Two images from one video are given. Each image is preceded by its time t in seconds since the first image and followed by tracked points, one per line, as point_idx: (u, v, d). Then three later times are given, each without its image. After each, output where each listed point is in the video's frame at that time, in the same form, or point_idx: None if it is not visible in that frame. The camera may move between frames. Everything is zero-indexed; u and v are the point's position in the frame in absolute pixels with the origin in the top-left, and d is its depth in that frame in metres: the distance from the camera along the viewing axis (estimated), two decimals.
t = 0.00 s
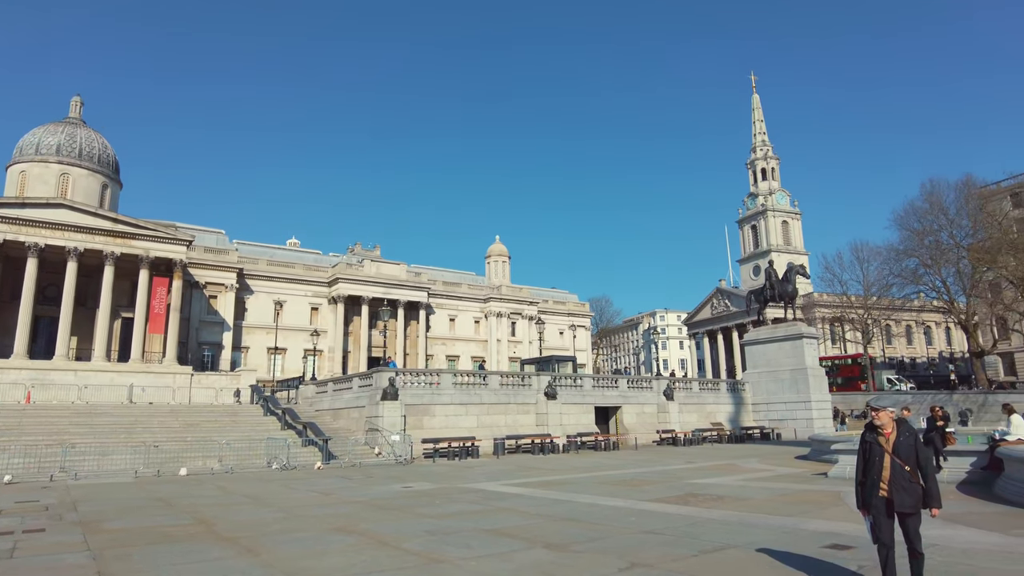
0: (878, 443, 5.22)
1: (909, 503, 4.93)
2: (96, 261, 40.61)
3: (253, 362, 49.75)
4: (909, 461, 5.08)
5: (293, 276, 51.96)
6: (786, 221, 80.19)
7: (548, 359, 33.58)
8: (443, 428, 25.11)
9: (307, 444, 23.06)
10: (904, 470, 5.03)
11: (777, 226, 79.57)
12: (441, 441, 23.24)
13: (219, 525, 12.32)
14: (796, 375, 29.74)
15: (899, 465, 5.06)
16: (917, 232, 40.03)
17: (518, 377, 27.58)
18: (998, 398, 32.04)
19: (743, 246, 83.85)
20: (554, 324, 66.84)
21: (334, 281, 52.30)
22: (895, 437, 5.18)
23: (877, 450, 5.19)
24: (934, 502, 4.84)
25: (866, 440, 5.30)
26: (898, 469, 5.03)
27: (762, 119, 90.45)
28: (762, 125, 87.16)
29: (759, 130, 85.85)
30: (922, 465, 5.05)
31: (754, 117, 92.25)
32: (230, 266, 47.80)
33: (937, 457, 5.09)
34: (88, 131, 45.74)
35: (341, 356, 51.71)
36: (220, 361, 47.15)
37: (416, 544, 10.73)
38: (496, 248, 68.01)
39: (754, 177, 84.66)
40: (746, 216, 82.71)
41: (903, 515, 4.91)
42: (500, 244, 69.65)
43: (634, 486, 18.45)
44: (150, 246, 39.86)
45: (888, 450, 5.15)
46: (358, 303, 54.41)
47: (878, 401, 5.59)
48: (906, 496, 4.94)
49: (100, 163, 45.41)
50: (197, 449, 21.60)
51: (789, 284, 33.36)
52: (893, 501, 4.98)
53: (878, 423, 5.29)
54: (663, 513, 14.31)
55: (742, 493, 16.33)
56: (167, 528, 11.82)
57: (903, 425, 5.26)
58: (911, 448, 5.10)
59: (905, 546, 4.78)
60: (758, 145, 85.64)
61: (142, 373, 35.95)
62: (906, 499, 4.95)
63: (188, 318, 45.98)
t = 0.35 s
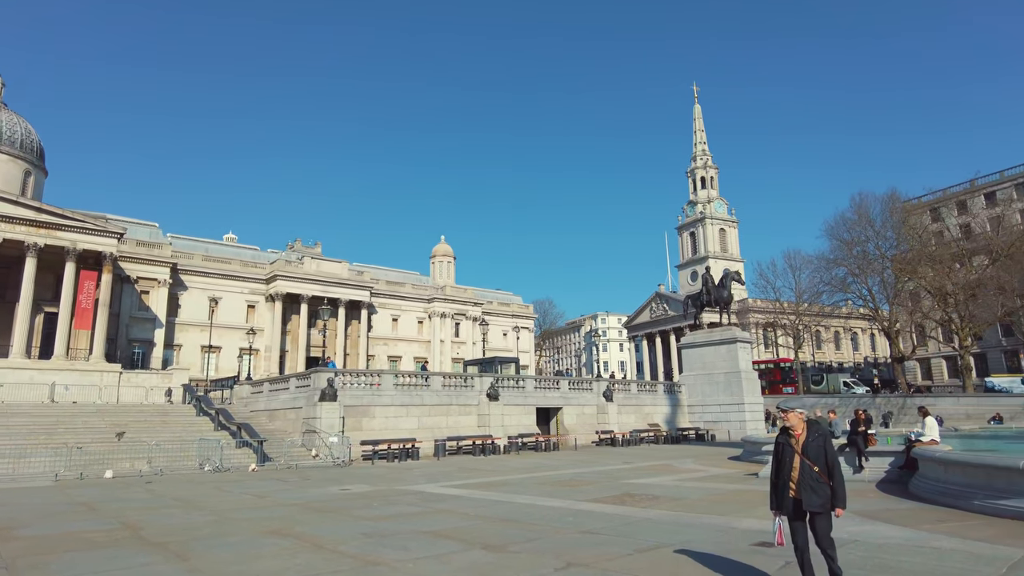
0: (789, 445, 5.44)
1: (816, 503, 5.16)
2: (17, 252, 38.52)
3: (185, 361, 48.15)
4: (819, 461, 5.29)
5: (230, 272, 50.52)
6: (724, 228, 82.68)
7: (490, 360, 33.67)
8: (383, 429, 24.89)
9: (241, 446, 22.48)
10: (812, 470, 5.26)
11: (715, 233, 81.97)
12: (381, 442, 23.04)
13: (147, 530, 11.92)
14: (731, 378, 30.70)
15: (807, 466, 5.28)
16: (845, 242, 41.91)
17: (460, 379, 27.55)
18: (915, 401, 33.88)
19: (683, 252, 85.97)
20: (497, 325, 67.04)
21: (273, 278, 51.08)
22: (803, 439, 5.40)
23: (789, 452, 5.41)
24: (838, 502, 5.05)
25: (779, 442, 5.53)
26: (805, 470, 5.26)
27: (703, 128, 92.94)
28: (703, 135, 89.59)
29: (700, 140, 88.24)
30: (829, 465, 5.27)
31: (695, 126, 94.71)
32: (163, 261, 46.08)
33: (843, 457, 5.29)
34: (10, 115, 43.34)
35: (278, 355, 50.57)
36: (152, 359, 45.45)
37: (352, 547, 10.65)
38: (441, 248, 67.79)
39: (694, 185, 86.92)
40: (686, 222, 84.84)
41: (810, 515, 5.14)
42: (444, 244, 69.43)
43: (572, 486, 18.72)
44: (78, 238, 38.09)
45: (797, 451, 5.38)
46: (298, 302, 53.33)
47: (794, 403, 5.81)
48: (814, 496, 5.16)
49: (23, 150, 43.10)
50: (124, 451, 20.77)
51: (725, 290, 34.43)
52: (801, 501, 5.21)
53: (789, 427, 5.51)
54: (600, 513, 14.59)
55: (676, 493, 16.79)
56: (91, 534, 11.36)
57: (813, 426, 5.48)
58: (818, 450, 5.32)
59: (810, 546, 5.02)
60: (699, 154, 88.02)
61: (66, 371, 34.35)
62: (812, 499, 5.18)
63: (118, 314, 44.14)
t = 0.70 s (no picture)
0: (709, 448, 5.62)
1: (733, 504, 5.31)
2: None
3: (115, 359, 46.25)
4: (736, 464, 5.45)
5: (166, 267, 48.81)
6: (666, 234, 84.56)
7: (433, 361, 33.53)
8: (323, 431, 24.49)
9: (173, 447, 21.74)
10: (730, 473, 5.42)
11: (657, 239, 83.75)
12: (320, 444, 22.66)
13: (69, 535, 11.40)
14: (669, 380, 31.37)
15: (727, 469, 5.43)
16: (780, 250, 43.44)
17: (403, 379, 27.34)
18: (843, 404, 35.33)
19: (627, 256, 87.49)
20: (442, 326, 66.77)
21: (210, 275, 49.54)
22: (722, 442, 5.55)
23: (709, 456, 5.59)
24: (752, 503, 5.16)
25: (701, 446, 5.72)
26: (724, 473, 5.42)
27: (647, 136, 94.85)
28: (647, 142, 91.45)
29: (644, 147, 89.98)
30: (748, 466, 5.42)
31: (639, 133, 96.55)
32: (93, 254, 44.08)
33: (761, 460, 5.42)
34: None
35: (214, 353, 49.13)
36: (79, 356, 43.46)
37: (289, 550, 10.46)
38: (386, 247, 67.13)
39: (638, 191, 88.57)
40: (630, 227, 86.37)
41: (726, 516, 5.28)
42: (389, 243, 68.75)
43: (513, 487, 18.84)
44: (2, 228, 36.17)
45: (717, 454, 5.56)
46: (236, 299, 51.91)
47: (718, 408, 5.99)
48: (731, 498, 5.31)
49: None
50: (47, 453, 19.81)
51: (665, 294, 35.21)
52: (719, 503, 5.36)
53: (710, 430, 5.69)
54: (540, 513, 14.74)
55: (615, 493, 17.10)
56: (7, 540, 10.80)
57: (732, 429, 5.64)
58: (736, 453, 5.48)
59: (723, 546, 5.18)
60: (643, 160, 89.76)
61: None
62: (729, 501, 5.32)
63: (42, 309, 42.04)
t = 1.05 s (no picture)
0: (635, 450, 5.42)
1: (656, 507, 5.12)
2: None
3: (42, 356, 44.12)
4: (660, 465, 5.24)
5: (98, 261, 46.87)
6: (612, 238, 85.98)
7: (379, 361, 33.22)
8: (262, 432, 23.97)
9: (103, 448, 20.90)
10: (654, 474, 5.21)
11: (604, 242, 85.04)
12: (260, 445, 22.15)
13: None
14: (613, 382, 31.87)
15: (650, 471, 5.22)
16: (721, 256, 44.69)
17: (347, 380, 27.00)
18: (779, 406, 36.62)
19: (574, 259, 88.49)
20: (388, 326, 66.16)
21: (147, 270, 47.78)
22: (646, 443, 5.34)
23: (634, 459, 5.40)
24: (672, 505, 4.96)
25: (629, 448, 5.51)
26: (647, 474, 5.21)
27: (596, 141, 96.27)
28: (596, 147, 92.79)
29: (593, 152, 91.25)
30: (673, 467, 5.19)
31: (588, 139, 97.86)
32: (20, 246, 41.93)
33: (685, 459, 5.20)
34: None
35: (150, 351, 47.45)
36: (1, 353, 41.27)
37: (226, 553, 10.23)
38: (331, 245, 66.13)
39: (586, 195, 89.72)
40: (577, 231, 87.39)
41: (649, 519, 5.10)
42: (336, 241, 67.74)
43: (457, 488, 18.84)
44: None
45: (643, 455, 5.34)
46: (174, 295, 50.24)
47: (648, 406, 5.77)
48: (654, 500, 5.11)
49: None
50: None
51: (611, 297, 35.83)
52: (642, 505, 5.18)
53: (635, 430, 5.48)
54: (484, 514, 14.79)
55: (558, 493, 17.29)
56: None
57: (657, 429, 5.41)
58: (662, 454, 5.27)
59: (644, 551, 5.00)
60: (592, 165, 91.01)
61: None
62: (652, 504, 5.13)
63: None
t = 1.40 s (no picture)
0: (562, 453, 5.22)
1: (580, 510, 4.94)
2: None
3: None
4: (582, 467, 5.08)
5: (32, 254, 44.85)
6: (565, 241, 86.76)
7: (327, 361, 32.75)
8: (205, 433, 23.34)
9: (34, 450, 20.02)
10: (580, 477, 5.01)
11: (556, 245, 85.70)
12: (202, 446, 21.55)
13: None
14: (563, 383, 32.07)
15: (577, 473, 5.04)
16: (671, 261, 45.53)
17: (293, 380, 26.51)
18: (724, 408, 37.51)
19: (527, 261, 88.87)
20: (337, 325, 65.21)
21: (85, 264, 45.92)
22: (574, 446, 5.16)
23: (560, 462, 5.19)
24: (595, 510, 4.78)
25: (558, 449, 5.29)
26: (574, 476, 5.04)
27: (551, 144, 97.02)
28: (550, 150, 93.51)
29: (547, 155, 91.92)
30: (599, 469, 5.00)
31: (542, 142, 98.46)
32: None
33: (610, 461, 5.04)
34: None
35: (87, 348, 45.64)
36: None
37: (164, 558, 9.93)
38: (280, 242, 64.82)
39: (539, 197, 90.24)
40: (531, 232, 87.81)
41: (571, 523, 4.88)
42: (285, 238, 66.42)
43: (405, 489, 18.69)
44: None
45: (569, 457, 5.13)
46: (113, 290, 48.46)
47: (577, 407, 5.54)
48: (578, 504, 4.92)
49: None
50: None
51: (563, 299, 36.13)
52: (566, 509, 4.98)
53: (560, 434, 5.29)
54: (432, 515, 14.73)
55: (506, 494, 17.36)
56: None
57: (584, 430, 5.21)
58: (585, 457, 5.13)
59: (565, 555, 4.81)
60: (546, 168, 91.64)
61: None
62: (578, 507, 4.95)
63: None
